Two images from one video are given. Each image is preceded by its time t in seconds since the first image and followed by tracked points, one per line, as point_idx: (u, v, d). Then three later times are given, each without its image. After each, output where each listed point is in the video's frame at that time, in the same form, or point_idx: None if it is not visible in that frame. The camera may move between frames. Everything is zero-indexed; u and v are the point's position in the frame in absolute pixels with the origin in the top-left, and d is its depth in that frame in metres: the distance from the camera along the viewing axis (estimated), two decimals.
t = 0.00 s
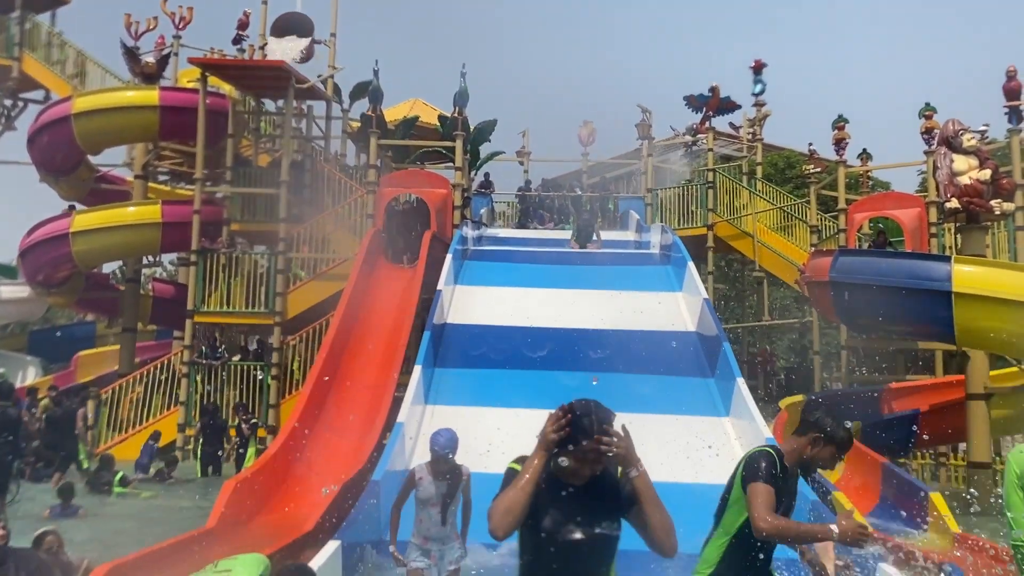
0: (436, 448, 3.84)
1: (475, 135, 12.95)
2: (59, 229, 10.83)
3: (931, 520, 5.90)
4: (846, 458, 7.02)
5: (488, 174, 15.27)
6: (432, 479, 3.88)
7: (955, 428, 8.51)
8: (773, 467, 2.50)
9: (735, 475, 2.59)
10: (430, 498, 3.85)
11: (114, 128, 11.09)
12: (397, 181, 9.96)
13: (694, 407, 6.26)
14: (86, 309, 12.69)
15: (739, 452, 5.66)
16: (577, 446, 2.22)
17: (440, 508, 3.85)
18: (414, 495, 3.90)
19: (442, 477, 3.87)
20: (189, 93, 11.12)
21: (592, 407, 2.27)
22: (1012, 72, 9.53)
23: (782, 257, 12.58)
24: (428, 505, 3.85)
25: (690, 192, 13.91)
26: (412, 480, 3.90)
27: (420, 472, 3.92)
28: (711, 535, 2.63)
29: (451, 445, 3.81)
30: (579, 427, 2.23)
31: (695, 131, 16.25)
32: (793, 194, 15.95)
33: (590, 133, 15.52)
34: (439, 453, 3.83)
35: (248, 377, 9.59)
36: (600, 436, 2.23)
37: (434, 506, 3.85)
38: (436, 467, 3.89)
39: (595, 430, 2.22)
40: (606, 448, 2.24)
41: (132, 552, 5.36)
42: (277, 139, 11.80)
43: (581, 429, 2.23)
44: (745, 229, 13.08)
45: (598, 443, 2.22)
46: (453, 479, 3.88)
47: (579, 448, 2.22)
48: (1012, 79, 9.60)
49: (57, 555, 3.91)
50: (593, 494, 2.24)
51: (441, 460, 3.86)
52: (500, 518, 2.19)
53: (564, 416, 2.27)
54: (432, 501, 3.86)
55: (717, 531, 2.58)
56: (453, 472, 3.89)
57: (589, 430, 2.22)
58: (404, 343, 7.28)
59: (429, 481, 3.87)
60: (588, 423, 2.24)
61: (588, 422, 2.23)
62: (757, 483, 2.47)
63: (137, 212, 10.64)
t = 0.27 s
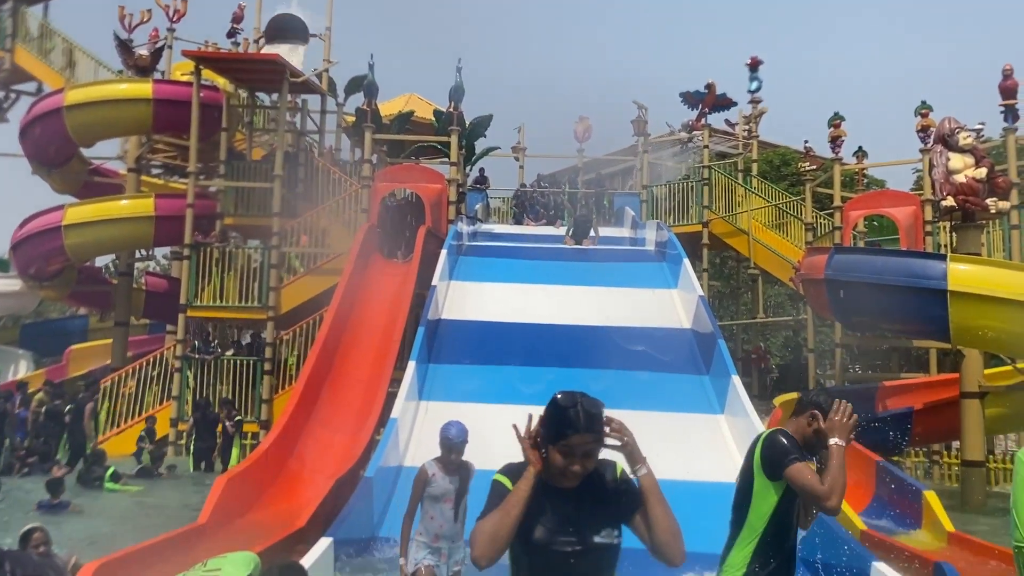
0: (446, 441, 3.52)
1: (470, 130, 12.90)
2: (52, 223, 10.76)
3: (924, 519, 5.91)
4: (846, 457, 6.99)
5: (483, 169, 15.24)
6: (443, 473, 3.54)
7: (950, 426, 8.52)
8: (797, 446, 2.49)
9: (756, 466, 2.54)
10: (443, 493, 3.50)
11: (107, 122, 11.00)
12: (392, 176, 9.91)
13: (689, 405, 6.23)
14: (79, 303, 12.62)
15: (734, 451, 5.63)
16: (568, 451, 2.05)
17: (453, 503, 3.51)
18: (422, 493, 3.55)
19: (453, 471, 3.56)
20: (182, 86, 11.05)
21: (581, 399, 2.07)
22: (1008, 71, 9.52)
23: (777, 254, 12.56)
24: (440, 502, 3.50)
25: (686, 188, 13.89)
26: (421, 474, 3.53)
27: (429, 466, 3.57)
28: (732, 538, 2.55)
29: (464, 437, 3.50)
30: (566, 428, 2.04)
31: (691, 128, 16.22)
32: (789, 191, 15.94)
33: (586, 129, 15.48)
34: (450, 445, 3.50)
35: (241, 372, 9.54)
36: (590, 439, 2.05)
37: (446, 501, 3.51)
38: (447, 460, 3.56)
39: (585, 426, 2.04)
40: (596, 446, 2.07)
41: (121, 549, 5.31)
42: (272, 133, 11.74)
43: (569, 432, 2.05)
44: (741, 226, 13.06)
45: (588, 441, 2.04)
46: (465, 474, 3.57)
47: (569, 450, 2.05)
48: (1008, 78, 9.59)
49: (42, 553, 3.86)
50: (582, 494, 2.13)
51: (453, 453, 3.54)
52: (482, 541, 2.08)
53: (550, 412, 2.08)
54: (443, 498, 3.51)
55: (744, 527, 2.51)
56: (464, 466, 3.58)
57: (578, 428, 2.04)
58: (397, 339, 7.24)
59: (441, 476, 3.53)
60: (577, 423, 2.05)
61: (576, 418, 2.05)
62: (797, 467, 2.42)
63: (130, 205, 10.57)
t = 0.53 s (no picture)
0: (448, 443, 3.37)
1: (465, 129, 12.88)
2: (43, 220, 10.73)
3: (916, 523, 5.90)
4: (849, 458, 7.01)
5: (477, 168, 15.21)
6: (445, 477, 3.37)
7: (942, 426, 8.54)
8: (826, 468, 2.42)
9: (781, 483, 2.41)
10: (447, 498, 3.34)
11: (100, 119, 10.98)
12: (386, 174, 9.88)
13: (682, 406, 6.22)
14: (70, 300, 12.56)
15: (728, 453, 5.62)
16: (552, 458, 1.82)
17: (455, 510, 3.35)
18: (422, 498, 3.38)
19: (454, 475, 3.40)
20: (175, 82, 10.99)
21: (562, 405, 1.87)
22: (1001, 73, 9.54)
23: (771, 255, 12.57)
24: (443, 508, 3.34)
25: (680, 188, 13.89)
26: (423, 478, 3.36)
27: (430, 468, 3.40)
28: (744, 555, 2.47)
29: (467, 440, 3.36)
30: (549, 434, 1.83)
31: (685, 127, 16.23)
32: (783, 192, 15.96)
33: (581, 129, 15.47)
34: (454, 447, 3.35)
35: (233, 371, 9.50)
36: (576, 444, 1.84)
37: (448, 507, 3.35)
38: (448, 464, 3.40)
39: (568, 436, 1.83)
40: (580, 460, 1.85)
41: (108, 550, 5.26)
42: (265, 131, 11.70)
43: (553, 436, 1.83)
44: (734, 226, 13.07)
45: (572, 452, 1.83)
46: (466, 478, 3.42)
47: (552, 459, 1.82)
48: (1002, 80, 9.61)
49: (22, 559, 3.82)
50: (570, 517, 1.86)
51: (456, 456, 3.39)
52: None
53: (528, 422, 1.86)
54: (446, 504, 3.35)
55: (760, 547, 2.45)
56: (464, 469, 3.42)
57: (560, 436, 1.83)
58: (390, 338, 7.21)
59: (444, 480, 3.36)
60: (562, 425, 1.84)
61: (557, 425, 1.84)
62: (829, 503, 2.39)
63: (122, 202, 10.52)
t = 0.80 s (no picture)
0: (446, 454, 3.30)
1: (459, 130, 12.84)
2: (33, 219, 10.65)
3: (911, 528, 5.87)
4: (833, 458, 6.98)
5: (471, 169, 15.17)
6: (444, 490, 3.31)
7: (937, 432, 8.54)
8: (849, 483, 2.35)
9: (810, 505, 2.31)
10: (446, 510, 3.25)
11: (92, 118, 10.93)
12: (380, 175, 9.84)
13: (676, 409, 6.19)
14: (61, 300, 12.47)
15: (722, 456, 5.58)
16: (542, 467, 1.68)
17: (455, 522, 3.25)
18: (419, 511, 3.29)
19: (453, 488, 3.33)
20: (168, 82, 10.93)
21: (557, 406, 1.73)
22: (996, 77, 9.54)
23: (765, 258, 12.56)
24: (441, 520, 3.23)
25: (674, 190, 13.86)
26: (420, 489, 3.30)
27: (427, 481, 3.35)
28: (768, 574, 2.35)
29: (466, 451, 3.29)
30: (540, 439, 1.70)
31: (679, 130, 16.22)
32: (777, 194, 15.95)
33: (575, 130, 15.45)
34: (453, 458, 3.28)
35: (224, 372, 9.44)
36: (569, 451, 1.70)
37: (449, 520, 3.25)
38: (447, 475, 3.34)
39: (564, 439, 1.70)
40: (578, 465, 1.71)
41: (95, 554, 5.18)
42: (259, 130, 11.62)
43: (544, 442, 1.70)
44: (729, 229, 13.05)
45: (569, 456, 1.69)
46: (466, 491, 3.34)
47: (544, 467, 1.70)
48: (996, 84, 9.61)
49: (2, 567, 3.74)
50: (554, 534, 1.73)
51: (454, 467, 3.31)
52: None
53: (522, 423, 1.73)
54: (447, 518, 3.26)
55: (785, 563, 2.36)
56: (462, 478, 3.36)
57: (555, 439, 1.70)
58: (383, 339, 7.17)
59: (442, 493, 3.29)
60: (554, 428, 1.71)
61: (551, 427, 1.71)
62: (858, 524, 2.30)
63: (113, 201, 10.46)
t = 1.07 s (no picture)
0: (442, 463, 3.21)
1: (452, 134, 12.85)
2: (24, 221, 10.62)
3: (902, 532, 5.90)
4: (816, 459, 7.01)
5: (464, 172, 15.18)
6: (440, 500, 3.25)
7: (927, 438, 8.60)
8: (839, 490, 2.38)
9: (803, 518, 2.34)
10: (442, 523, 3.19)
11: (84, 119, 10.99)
12: (372, 178, 9.84)
13: (668, 413, 6.20)
14: (52, 303, 12.43)
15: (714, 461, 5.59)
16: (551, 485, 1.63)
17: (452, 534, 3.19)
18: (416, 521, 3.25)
19: (451, 498, 3.25)
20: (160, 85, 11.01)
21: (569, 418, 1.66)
22: (985, 83, 9.61)
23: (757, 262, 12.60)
24: (438, 532, 3.18)
25: (667, 195, 13.90)
26: (416, 499, 3.26)
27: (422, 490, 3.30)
28: None
29: (462, 460, 3.19)
30: (550, 455, 1.63)
31: (671, 134, 16.27)
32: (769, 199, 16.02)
33: (568, 135, 15.48)
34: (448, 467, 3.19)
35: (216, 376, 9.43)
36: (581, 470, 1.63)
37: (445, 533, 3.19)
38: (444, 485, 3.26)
39: (575, 456, 1.63)
40: (592, 486, 1.64)
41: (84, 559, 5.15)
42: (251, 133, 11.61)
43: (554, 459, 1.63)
44: (720, 233, 13.09)
45: (580, 475, 1.62)
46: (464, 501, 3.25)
47: (553, 485, 1.63)
48: (986, 90, 9.68)
49: None
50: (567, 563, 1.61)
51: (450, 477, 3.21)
52: None
53: (531, 438, 1.66)
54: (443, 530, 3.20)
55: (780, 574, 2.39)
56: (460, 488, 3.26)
57: (567, 456, 1.63)
58: (375, 343, 7.17)
59: (438, 503, 3.24)
60: (566, 445, 1.64)
61: (563, 442, 1.64)
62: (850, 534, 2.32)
63: (105, 204, 10.44)
